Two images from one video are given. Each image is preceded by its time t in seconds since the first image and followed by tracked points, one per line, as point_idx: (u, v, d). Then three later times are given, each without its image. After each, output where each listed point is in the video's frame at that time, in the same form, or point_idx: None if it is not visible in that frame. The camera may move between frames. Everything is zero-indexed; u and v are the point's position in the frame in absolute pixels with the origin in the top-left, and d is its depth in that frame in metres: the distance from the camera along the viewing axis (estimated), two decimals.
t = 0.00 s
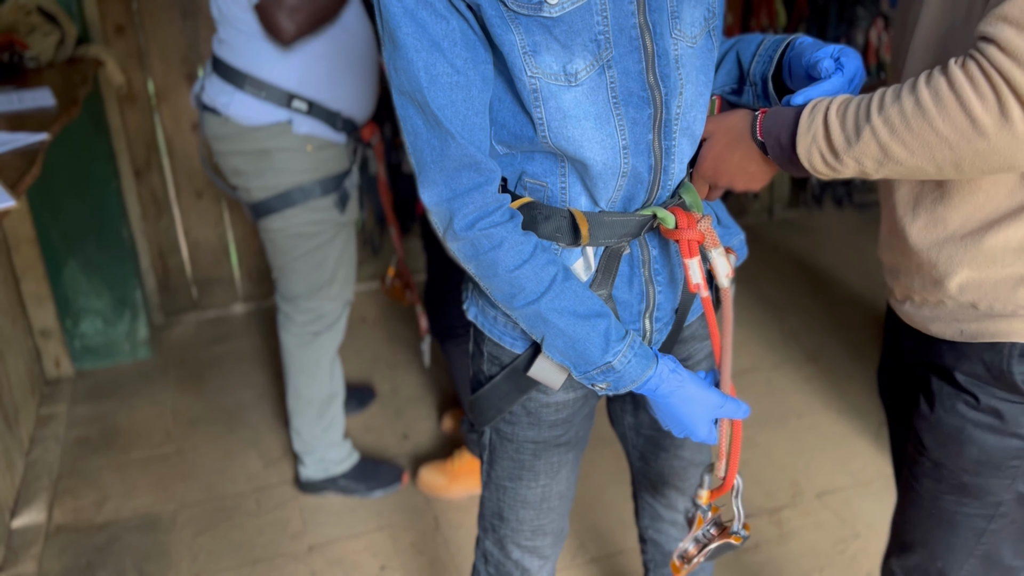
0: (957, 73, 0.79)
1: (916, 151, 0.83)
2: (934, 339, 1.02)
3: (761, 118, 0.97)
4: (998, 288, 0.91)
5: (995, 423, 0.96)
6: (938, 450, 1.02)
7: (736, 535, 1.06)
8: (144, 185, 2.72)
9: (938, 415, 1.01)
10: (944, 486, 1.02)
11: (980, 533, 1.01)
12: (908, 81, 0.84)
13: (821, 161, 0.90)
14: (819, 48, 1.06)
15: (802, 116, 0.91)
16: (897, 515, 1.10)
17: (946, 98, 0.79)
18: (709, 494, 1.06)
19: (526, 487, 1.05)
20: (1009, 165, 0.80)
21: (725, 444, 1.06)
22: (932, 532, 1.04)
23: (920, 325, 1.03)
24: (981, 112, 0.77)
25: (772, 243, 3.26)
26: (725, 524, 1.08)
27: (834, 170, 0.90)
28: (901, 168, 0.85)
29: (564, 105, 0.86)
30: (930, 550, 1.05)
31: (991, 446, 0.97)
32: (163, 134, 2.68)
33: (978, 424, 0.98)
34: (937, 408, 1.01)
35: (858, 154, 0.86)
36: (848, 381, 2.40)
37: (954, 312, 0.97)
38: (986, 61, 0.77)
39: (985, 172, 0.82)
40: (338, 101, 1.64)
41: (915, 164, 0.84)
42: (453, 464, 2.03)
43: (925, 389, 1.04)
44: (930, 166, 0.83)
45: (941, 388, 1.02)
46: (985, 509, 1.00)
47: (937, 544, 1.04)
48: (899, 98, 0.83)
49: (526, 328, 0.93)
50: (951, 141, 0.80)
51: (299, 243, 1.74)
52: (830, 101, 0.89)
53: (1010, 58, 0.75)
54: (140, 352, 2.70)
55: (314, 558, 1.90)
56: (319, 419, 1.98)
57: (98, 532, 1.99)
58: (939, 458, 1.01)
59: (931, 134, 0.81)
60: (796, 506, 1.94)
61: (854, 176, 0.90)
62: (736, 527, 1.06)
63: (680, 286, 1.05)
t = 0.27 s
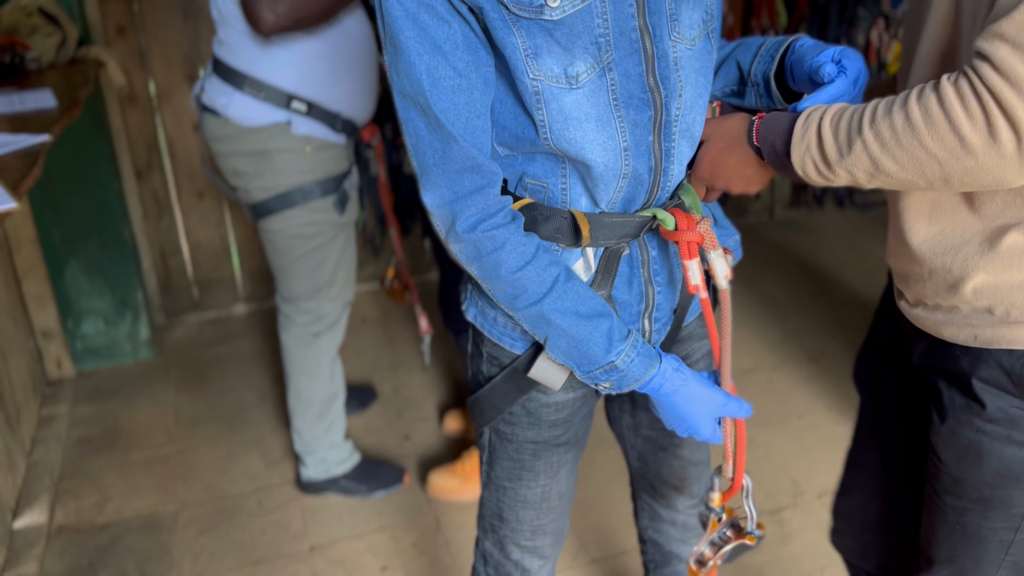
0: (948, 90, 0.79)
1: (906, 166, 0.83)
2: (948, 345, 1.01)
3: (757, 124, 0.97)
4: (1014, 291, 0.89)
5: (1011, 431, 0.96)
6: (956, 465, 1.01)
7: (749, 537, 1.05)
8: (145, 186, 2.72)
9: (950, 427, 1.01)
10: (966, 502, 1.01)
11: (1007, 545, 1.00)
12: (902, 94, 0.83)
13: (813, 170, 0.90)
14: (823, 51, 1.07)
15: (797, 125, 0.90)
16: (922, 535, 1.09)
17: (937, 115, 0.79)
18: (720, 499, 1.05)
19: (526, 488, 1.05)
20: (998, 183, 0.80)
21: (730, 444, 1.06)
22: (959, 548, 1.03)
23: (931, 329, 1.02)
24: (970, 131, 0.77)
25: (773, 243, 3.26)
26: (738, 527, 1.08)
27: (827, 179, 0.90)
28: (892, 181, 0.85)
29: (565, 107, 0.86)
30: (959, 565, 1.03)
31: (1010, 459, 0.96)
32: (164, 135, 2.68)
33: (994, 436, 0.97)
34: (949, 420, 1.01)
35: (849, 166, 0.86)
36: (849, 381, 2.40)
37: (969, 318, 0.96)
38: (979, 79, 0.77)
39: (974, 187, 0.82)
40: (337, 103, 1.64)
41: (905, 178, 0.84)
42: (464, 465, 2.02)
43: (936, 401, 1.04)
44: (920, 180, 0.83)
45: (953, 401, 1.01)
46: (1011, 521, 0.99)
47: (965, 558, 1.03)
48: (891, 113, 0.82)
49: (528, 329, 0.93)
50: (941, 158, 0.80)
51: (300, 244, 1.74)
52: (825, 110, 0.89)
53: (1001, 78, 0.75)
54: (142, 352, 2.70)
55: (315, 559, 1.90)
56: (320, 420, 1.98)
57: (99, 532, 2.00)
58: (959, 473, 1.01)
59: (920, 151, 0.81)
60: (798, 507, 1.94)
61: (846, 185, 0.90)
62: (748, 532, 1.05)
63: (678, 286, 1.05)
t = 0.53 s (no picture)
0: (943, 83, 0.79)
1: (902, 160, 0.82)
2: (932, 346, 1.01)
3: (756, 121, 0.97)
4: (999, 293, 0.89)
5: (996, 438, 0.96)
6: (941, 469, 1.01)
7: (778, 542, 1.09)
8: (146, 186, 2.72)
9: (934, 431, 1.02)
10: (951, 506, 1.01)
11: (992, 548, 1.00)
12: (898, 89, 0.84)
13: (811, 166, 0.90)
14: (821, 49, 1.07)
15: (795, 121, 0.90)
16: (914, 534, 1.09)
17: (931, 108, 0.79)
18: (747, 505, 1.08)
19: (529, 488, 1.05)
20: (993, 176, 0.79)
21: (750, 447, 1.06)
22: (948, 549, 1.03)
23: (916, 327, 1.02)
24: (964, 123, 0.77)
25: (774, 243, 3.26)
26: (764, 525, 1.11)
27: (824, 176, 0.90)
28: (888, 175, 0.85)
29: (567, 106, 0.86)
30: (947, 567, 1.03)
31: (992, 462, 0.96)
32: (165, 135, 2.68)
33: (976, 439, 0.97)
34: (934, 424, 1.02)
35: (846, 160, 0.86)
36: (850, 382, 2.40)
37: (951, 318, 0.96)
38: (973, 71, 0.77)
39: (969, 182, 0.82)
40: (337, 103, 1.64)
41: (901, 172, 0.84)
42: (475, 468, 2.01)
43: (920, 405, 1.05)
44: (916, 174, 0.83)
45: (937, 406, 1.02)
46: (993, 524, 1.00)
47: (953, 561, 1.03)
48: (886, 107, 0.82)
49: (536, 327, 0.92)
50: (935, 151, 0.80)
51: (300, 245, 1.74)
52: (823, 106, 0.89)
53: (994, 70, 0.75)
54: (143, 353, 2.70)
55: (316, 560, 1.90)
56: (321, 421, 1.98)
57: (100, 533, 1.99)
58: (943, 477, 1.01)
59: (915, 144, 0.81)
60: (799, 507, 1.94)
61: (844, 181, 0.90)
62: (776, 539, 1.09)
63: (681, 283, 1.05)
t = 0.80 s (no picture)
0: (939, 65, 0.79)
1: (904, 146, 0.82)
2: (922, 350, 1.01)
3: (755, 114, 0.97)
4: (987, 292, 0.89)
5: (992, 438, 0.96)
6: (934, 472, 1.01)
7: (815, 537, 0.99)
8: (146, 187, 2.72)
9: (927, 434, 1.01)
10: (946, 508, 1.01)
11: (988, 549, 1.00)
12: (894, 75, 0.84)
13: (813, 156, 0.90)
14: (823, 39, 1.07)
15: (795, 111, 0.91)
16: (899, 539, 1.09)
17: (931, 91, 0.79)
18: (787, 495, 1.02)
19: (529, 483, 1.05)
20: (998, 158, 0.79)
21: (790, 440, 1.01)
22: (940, 553, 1.03)
23: (902, 333, 1.01)
24: (965, 104, 0.77)
25: (774, 243, 3.26)
26: (807, 530, 1.01)
27: (828, 166, 0.89)
28: (891, 162, 0.85)
29: (566, 103, 0.86)
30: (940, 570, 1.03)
31: (987, 464, 0.97)
32: (165, 136, 2.68)
33: (970, 441, 0.97)
34: (926, 427, 1.01)
35: (848, 148, 0.86)
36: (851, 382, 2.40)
37: (935, 320, 0.95)
38: (968, 54, 0.77)
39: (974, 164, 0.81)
40: (336, 102, 1.64)
41: (905, 158, 0.84)
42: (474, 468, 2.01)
43: (911, 408, 1.04)
44: (920, 160, 0.83)
45: (928, 410, 1.01)
46: (989, 526, 0.99)
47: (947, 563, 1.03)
48: (886, 94, 0.82)
49: (547, 314, 0.92)
50: (937, 134, 0.80)
51: (298, 244, 1.74)
52: (822, 95, 0.89)
53: (989, 49, 0.75)
54: (143, 353, 2.70)
55: (316, 560, 1.90)
56: (320, 421, 1.97)
57: (100, 533, 1.99)
58: (937, 481, 1.01)
59: (917, 128, 0.80)
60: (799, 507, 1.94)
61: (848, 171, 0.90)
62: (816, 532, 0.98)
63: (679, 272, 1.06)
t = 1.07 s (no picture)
0: (937, 60, 0.78)
1: (910, 139, 0.82)
2: (895, 334, 1.03)
3: (754, 112, 0.97)
4: (962, 274, 0.90)
5: (964, 413, 0.98)
6: (916, 454, 1.03)
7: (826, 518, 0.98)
8: (147, 187, 2.72)
9: (905, 417, 1.03)
10: (930, 488, 1.03)
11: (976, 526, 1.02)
12: (890, 67, 0.83)
13: (816, 153, 0.90)
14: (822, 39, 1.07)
15: (793, 111, 0.91)
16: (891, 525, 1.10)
17: (932, 84, 0.79)
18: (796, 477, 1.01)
19: (528, 482, 1.05)
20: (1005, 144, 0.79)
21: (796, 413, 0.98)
22: (928, 534, 1.04)
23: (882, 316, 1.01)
24: (970, 95, 0.77)
25: (776, 244, 3.25)
26: (818, 510, 1.01)
27: (830, 161, 0.90)
28: (897, 155, 0.85)
29: (562, 98, 0.86)
30: (932, 549, 1.05)
31: (965, 440, 0.99)
32: (165, 136, 2.68)
33: (946, 419, 0.99)
34: (904, 409, 1.03)
35: (852, 145, 0.86)
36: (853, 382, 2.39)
37: (914, 302, 0.96)
38: (964, 45, 0.77)
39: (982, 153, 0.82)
40: (335, 102, 1.64)
41: (910, 151, 0.84)
42: (475, 468, 2.01)
43: (889, 392, 1.06)
44: (927, 152, 0.83)
45: (905, 393, 1.03)
46: (973, 502, 1.01)
47: (937, 543, 1.04)
48: (886, 88, 0.82)
49: (546, 304, 0.90)
50: (943, 125, 0.80)
51: (298, 244, 1.74)
52: (818, 92, 0.89)
53: (988, 40, 0.75)
54: (144, 353, 2.70)
55: (317, 560, 1.90)
56: (321, 420, 1.98)
57: (102, 533, 1.99)
58: (919, 461, 1.03)
59: (922, 122, 0.80)
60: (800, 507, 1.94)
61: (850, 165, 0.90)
62: (826, 511, 0.98)
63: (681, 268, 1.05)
